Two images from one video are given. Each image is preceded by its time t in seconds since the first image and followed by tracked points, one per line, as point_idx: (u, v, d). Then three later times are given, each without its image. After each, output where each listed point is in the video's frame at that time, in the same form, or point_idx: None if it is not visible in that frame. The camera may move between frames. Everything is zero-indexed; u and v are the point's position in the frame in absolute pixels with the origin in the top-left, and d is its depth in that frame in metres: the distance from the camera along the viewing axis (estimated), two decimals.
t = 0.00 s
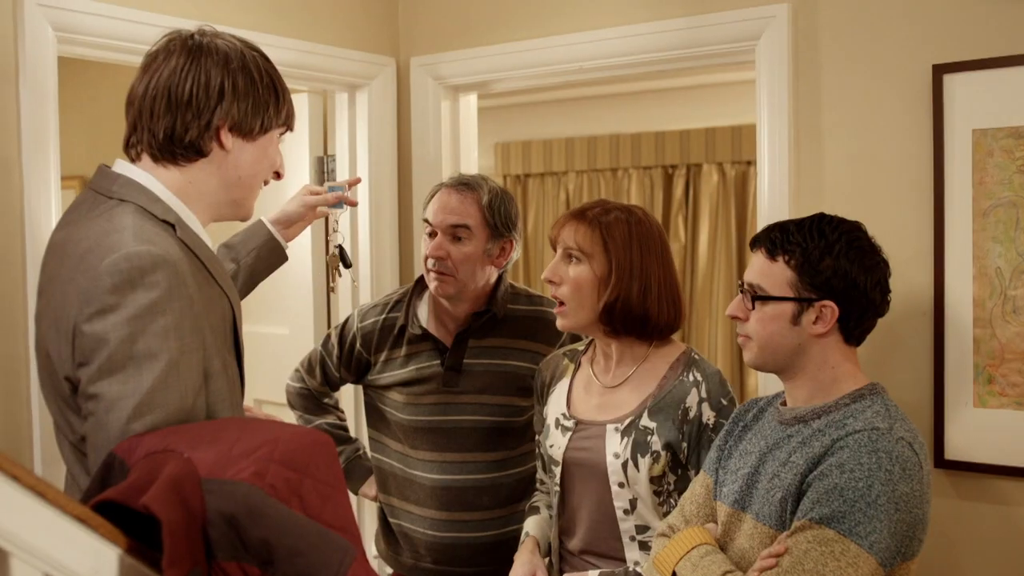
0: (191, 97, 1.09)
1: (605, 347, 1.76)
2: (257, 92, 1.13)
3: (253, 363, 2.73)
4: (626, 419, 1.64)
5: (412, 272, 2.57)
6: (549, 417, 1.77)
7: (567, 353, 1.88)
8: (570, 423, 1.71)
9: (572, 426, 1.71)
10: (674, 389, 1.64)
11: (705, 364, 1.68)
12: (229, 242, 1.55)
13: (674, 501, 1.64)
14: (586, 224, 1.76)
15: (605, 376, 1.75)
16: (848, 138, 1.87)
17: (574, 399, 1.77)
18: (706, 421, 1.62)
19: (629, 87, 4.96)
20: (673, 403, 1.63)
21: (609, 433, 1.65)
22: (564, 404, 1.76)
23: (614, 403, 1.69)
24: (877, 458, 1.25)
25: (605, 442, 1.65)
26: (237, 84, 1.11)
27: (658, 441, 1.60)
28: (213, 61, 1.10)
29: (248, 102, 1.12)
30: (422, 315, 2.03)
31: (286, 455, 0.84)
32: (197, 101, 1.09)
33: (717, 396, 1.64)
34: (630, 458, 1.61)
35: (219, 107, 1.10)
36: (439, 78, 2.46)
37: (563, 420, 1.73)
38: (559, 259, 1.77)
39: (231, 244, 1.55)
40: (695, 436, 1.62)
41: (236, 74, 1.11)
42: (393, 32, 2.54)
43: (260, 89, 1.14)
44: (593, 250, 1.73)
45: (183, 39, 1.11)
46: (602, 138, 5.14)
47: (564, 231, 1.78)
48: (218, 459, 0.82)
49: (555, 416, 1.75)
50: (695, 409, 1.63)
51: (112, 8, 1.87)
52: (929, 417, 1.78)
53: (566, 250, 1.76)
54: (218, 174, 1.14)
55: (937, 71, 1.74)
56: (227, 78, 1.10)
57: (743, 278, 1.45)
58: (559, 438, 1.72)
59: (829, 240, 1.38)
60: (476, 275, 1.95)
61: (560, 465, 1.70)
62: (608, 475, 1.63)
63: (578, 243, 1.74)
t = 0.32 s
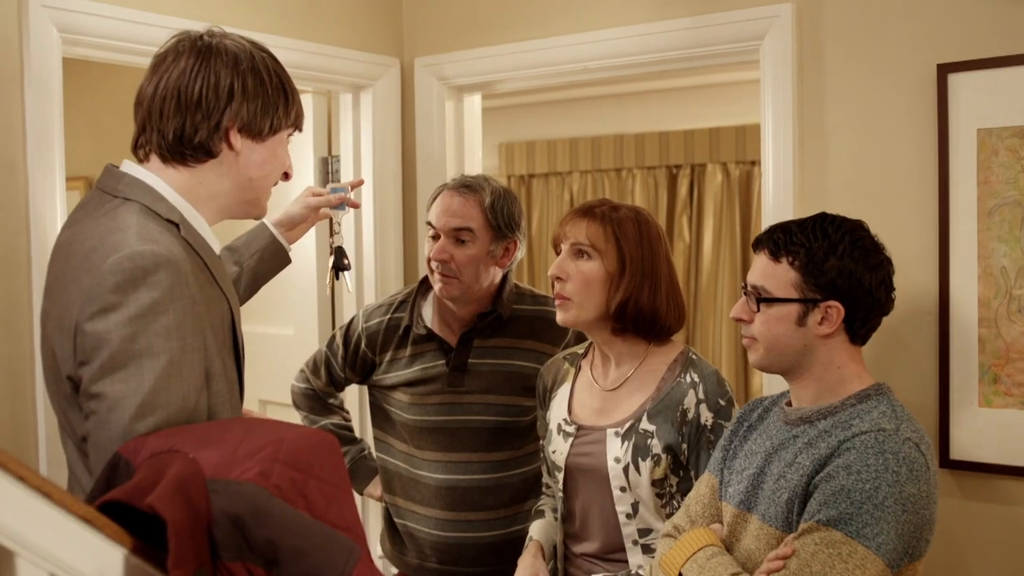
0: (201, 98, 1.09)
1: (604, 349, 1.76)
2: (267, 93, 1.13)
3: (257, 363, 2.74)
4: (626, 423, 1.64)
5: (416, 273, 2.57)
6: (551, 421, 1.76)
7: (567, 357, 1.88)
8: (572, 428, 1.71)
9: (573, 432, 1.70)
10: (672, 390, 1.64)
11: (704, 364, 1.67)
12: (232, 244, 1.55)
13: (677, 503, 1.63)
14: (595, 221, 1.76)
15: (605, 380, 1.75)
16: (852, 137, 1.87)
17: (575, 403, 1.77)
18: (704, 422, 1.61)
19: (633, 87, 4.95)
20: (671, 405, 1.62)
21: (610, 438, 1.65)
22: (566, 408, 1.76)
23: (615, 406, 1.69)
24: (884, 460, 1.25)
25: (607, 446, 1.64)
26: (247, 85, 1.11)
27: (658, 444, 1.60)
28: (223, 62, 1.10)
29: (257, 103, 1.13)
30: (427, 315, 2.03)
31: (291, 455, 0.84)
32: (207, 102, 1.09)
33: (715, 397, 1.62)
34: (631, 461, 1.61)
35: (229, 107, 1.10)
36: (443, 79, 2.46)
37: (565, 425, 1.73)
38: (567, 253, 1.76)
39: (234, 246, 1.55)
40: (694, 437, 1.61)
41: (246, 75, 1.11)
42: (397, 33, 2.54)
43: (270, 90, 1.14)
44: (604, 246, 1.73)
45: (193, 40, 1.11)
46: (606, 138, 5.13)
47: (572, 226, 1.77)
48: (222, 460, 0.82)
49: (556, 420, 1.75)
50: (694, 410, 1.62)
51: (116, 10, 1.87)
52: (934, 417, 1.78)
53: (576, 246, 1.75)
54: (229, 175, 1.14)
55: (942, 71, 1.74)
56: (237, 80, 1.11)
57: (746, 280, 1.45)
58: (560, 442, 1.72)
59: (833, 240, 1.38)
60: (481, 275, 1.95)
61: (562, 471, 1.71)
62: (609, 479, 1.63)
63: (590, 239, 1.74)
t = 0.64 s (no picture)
0: (208, 99, 1.09)
1: (605, 351, 1.75)
2: (273, 96, 1.13)
3: (264, 363, 2.74)
4: (627, 425, 1.64)
5: (422, 273, 2.57)
6: (554, 425, 1.76)
7: (569, 359, 1.88)
8: (574, 432, 1.70)
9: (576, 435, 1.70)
10: (673, 391, 1.64)
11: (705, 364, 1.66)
12: (237, 249, 1.56)
13: (683, 504, 1.62)
14: (603, 220, 1.76)
15: (607, 383, 1.75)
16: (859, 137, 1.86)
17: (577, 406, 1.77)
18: (704, 423, 1.61)
19: (640, 86, 4.95)
20: (672, 406, 1.62)
21: (612, 441, 1.64)
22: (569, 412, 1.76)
23: (616, 409, 1.69)
24: (893, 462, 1.24)
25: (610, 450, 1.64)
26: (253, 87, 1.12)
27: (661, 445, 1.60)
28: (231, 63, 1.10)
29: (264, 105, 1.13)
30: (433, 314, 2.04)
31: (298, 455, 0.84)
32: (214, 103, 1.09)
33: (715, 397, 1.62)
34: (634, 464, 1.60)
35: (236, 109, 1.10)
36: (450, 79, 2.47)
37: (567, 429, 1.72)
38: (575, 250, 1.75)
39: (239, 251, 1.55)
40: (694, 437, 1.61)
41: (252, 77, 1.12)
42: (404, 33, 2.54)
43: (276, 92, 1.15)
44: (613, 244, 1.74)
45: (201, 41, 1.12)
46: (612, 138, 5.13)
47: (578, 225, 1.77)
48: (229, 459, 0.82)
49: (560, 424, 1.75)
50: (694, 410, 1.61)
51: (124, 10, 1.88)
52: (941, 418, 1.77)
53: (584, 245, 1.75)
54: (233, 177, 1.14)
55: (950, 70, 1.73)
56: (243, 81, 1.11)
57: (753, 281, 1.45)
58: (564, 447, 1.71)
59: (839, 240, 1.38)
60: (487, 275, 1.95)
61: (566, 475, 1.70)
62: (613, 482, 1.63)
63: (599, 237, 1.74)
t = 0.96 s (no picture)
0: (195, 99, 1.09)
1: (595, 353, 1.75)
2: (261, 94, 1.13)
3: (261, 365, 2.74)
4: (619, 429, 1.64)
5: (419, 274, 2.57)
6: (546, 431, 1.76)
7: (560, 363, 1.88)
8: (566, 438, 1.71)
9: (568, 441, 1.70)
10: (662, 394, 1.63)
11: (695, 366, 1.66)
12: (233, 251, 1.56)
13: (675, 508, 1.62)
14: (593, 219, 1.77)
15: (598, 387, 1.74)
16: (855, 139, 1.87)
17: (569, 410, 1.77)
18: (694, 424, 1.60)
19: (636, 88, 4.95)
20: (661, 408, 1.62)
21: (604, 445, 1.64)
22: (561, 417, 1.76)
23: (609, 412, 1.69)
24: (890, 466, 1.25)
25: (603, 454, 1.64)
26: (241, 86, 1.12)
27: (652, 448, 1.60)
28: (217, 62, 1.10)
29: (251, 104, 1.13)
30: (428, 316, 2.03)
31: (294, 457, 0.84)
32: (201, 102, 1.09)
33: (705, 398, 1.61)
34: (626, 468, 1.61)
35: (223, 107, 1.10)
36: (447, 80, 2.47)
37: (560, 435, 1.73)
38: (567, 248, 1.76)
39: (236, 253, 1.56)
40: (683, 438, 1.60)
41: (240, 76, 1.11)
42: (401, 35, 2.55)
43: (264, 91, 1.15)
44: (605, 239, 1.74)
45: (189, 40, 1.12)
46: (609, 140, 5.14)
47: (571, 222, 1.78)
48: (223, 462, 0.82)
49: (551, 430, 1.75)
50: (684, 411, 1.61)
51: (120, 12, 1.88)
52: (938, 419, 1.78)
53: (576, 241, 1.75)
54: (222, 176, 1.14)
55: (946, 72, 1.73)
56: (230, 80, 1.11)
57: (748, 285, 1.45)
58: (557, 453, 1.71)
59: (833, 241, 1.38)
60: (483, 275, 1.95)
61: (559, 481, 1.71)
62: (606, 487, 1.63)
63: (591, 233, 1.74)
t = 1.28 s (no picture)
0: (204, 98, 1.09)
1: (593, 353, 1.75)
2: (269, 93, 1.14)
3: (262, 365, 2.74)
4: (616, 428, 1.64)
5: (419, 274, 2.57)
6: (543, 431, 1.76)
7: (557, 362, 1.88)
8: (563, 437, 1.71)
9: (564, 440, 1.71)
10: (660, 392, 1.64)
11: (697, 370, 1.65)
12: (238, 249, 1.56)
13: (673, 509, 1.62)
14: (588, 218, 1.78)
15: (598, 386, 1.74)
16: (855, 139, 1.87)
17: (566, 409, 1.77)
18: (688, 422, 1.59)
19: (636, 88, 4.96)
20: (658, 406, 1.62)
21: (601, 444, 1.65)
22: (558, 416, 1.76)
23: (607, 411, 1.69)
24: (889, 467, 1.25)
25: (599, 452, 1.64)
26: (249, 85, 1.12)
27: (649, 447, 1.60)
28: (226, 62, 1.10)
29: (259, 104, 1.13)
30: (429, 316, 2.03)
31: (293, 457, 0.85)
32: (210, 102, 1.09)
33: (701, 398, 1.60)
34: (623, 467, 1.61)
35: (231, 107, 1.10)
36: (447, 80, 2.47)
37: (557, 433, 1.73)
38: (563, 247, 1.77)
39: (240, 250, 1.55)
40: (675, 435, 1.60)
41: (248, 76, 1.12)
42: (401, 35, 2.55)
43: (272, 91, 1.15)
44: (599, 235, 1.75)
45: (197, 40, 1.12)
46: (609, 139, 5.14)
47: (566, 221, 1.78)
48: (225, 461, 0.82)
49: (548, 429, 1.75)
50: (679, 409, 1.60)
51: (122, 13, 1.88)
52: (938, 420, 1.78)
53: (571, 239, 1.76)
54: (229, 175, 1.14)
55: (945, 72, 1.74)
56: (239, 80, 1.11)
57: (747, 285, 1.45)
58: (552, 453, 1.71)
59: (833, 242, 1.38)
60: (484, 275, 1.95)
61: (554, 480, 1.70)
62: (602, 485, 1.63)
63: (585, 230, 1.75)
